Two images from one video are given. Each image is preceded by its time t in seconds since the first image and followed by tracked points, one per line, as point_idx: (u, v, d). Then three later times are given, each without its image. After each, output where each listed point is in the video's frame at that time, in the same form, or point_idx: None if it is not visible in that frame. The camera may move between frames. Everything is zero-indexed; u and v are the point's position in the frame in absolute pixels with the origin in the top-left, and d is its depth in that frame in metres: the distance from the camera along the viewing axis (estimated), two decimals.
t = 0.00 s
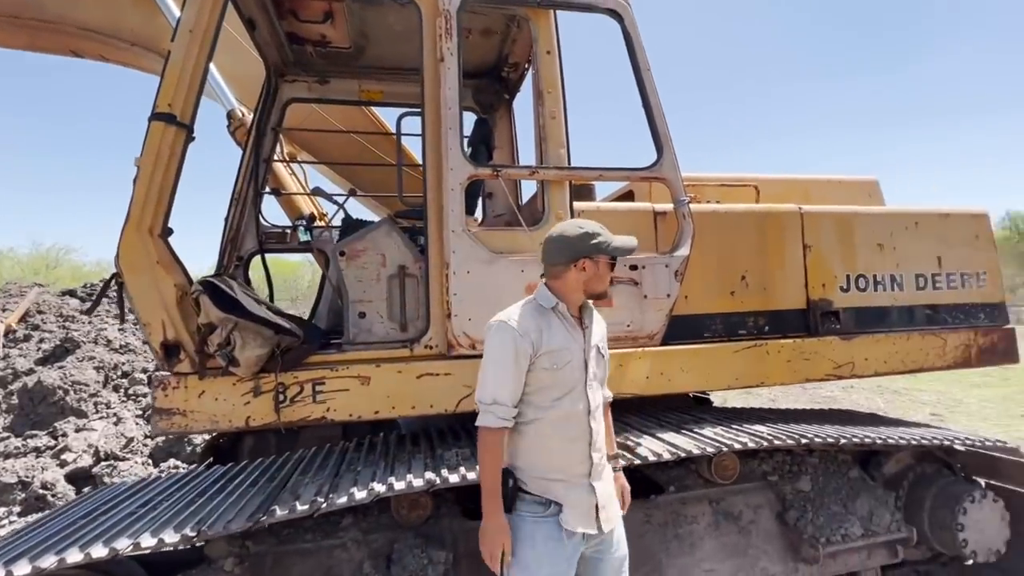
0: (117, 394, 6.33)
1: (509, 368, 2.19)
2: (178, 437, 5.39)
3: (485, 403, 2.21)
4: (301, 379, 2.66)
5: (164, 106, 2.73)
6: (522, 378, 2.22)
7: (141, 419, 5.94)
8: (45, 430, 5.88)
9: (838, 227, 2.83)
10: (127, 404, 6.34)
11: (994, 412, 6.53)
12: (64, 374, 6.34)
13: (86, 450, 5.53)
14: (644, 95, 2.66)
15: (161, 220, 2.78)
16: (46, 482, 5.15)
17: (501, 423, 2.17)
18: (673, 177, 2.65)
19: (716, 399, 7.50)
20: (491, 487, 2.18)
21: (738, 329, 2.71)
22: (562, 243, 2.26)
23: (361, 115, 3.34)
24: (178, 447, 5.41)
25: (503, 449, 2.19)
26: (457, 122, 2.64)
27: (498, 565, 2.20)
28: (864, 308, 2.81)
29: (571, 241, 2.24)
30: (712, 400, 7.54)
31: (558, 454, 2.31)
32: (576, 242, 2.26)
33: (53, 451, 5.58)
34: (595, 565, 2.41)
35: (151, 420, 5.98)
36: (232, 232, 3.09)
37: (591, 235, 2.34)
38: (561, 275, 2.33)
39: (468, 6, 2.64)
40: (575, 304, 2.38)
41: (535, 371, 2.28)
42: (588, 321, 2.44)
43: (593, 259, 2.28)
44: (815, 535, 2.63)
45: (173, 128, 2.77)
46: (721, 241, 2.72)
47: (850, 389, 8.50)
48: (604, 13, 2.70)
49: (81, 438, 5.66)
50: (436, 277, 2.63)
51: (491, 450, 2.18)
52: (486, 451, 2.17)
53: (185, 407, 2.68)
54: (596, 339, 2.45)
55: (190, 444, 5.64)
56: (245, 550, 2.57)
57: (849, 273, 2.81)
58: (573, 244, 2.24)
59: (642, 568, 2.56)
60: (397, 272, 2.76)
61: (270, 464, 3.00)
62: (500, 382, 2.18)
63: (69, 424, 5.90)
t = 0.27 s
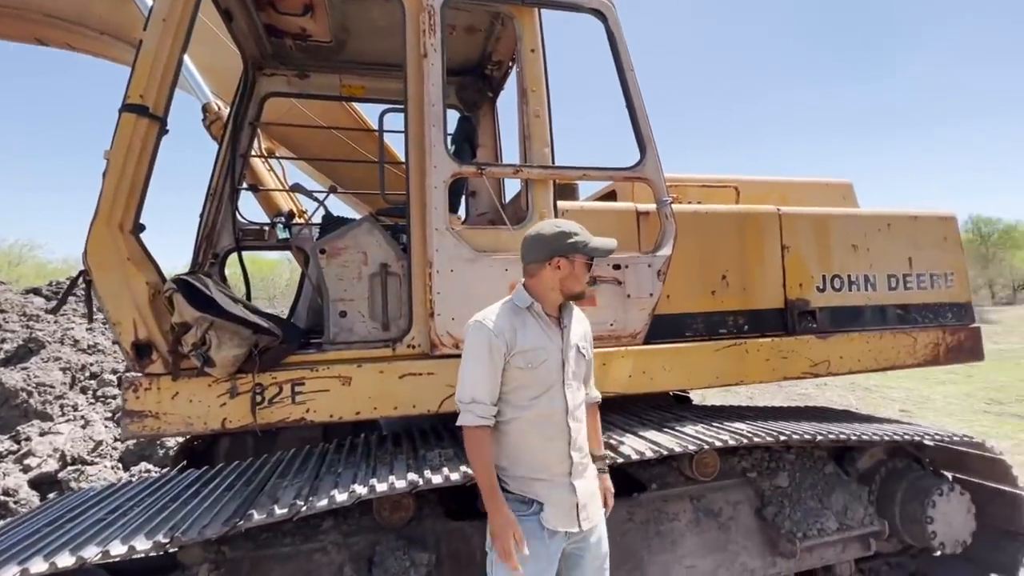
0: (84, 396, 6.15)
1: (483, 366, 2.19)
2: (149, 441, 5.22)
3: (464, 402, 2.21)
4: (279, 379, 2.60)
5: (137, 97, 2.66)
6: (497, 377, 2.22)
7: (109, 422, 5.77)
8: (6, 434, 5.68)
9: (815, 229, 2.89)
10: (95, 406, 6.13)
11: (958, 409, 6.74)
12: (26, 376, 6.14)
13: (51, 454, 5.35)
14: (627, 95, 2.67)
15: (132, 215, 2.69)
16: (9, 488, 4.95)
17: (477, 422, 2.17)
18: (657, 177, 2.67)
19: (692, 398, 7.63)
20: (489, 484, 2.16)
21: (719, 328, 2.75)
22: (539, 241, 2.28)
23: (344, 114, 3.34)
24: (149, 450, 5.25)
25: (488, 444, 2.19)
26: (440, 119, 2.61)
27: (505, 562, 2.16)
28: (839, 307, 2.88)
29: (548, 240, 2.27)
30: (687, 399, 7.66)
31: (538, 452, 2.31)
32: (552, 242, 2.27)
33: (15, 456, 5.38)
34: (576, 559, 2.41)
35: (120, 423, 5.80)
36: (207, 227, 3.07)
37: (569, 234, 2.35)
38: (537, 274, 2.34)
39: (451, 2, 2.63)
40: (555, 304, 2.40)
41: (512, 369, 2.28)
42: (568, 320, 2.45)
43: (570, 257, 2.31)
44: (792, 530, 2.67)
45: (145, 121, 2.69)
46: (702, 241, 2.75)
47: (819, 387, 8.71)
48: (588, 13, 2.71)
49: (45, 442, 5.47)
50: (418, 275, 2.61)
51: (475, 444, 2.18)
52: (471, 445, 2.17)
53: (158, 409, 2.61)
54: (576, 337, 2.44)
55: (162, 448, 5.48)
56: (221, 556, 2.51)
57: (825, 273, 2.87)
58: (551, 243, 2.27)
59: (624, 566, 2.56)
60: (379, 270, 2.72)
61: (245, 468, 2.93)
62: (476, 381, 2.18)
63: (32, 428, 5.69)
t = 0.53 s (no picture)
0: (54, 398, 5.97)
1: (472, 367, 2.19)
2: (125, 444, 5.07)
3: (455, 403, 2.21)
4: (267, 381, 2.56)
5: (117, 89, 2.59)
6: (486, 378, 2.22)
7: (81, 425, 5.60)
8: None
9: (800, 230, 2.94)
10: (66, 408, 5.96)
11: (928, 404, 6.92)
12: None
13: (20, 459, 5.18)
14: (619, 96, 2.67)
15: (113, 212, 2.61)
16: None
17: (466, 423, 2.17)
18: (647, 178, 2.67)
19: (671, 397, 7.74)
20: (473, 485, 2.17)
21: (707, 328, 2.77)
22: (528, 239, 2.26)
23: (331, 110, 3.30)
24: (124, 453, 5.12)
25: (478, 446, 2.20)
26: (432, 117, 2.58)
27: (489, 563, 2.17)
28: (823, 307, 2.93)
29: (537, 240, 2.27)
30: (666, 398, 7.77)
31: (530, 453, 2.30)
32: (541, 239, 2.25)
33: None
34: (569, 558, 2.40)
35: (92, 425, 5.63)
36: (189, 223, 3.04)
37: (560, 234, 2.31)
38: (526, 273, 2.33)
39: None
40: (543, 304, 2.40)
41: (503, 370, 2.27)
42: (559, 319, 2.44)
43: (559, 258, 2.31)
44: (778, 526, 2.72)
45: (125, 114, 2.61)
46: (691, 242, 2.77)
47: (793, 384, 8.89)
48: (579, 12, 2.70)
49: (14, 446, 5.29)
50: (409, 275, 2.57)
51: (465, 447, 2.20)
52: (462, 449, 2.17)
53: (140, 413, 2.54)
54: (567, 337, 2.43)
55: (138, 452, 5.34)
56: (207, 564, 2.46)
57: (809, 274, 2.92)
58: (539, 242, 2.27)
59: (616, 565, 2.58)
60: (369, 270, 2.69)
61: (230, 472, 2.86)
62: (465, 381, 2.18)
63: None
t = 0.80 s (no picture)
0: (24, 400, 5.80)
1: (463, 366, 2.16)
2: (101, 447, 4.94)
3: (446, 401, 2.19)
4: (257, 379, 2.52)
5: (98, 79, 2.51)
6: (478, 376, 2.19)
7: (54, 427, 5.45)
8: None
9: (785, 228, 2.99)
10: (37, 410, 5.79)
11: (898, 399, 7.11)
12: None
13: None
14: (611, 94, 2.68)
15: (94, 207, 2.53)
16: None
17: (456, 422, 2.15)
18: (638, 176, 2.69)
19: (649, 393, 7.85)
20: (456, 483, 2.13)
21: (697, 325, 2.79)
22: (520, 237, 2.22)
23: (315, 101, 3.33)
24: (100, 456, 4.99)
25: (465, 445, 2.16)
26: (425, 112, 2.56)
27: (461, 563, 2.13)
28: (807, 304, 2.99)
29: (528, 239, 2.21)
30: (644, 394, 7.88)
31: (522, 451, 2.27)
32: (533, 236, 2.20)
33: None
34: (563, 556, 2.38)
35: (66, 427, 5.49)
36: (171, 219, 3.00)
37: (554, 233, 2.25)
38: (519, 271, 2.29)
39: None
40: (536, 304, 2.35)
41: (495, 368, 2.24)
42: (553, 317, 2.40)
43: (552, 256, 2.26)
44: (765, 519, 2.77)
45: (107, 105, 2.53)
46: (681, 240, 2.80)
47: (767, 380, 9.06)
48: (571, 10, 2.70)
49: None
50: (401, 272, 2.55)
51: (452, 445, 2.15)
52: (446, 448, 2.14)
53: (124, 414, 2.47)
54: (561, 335, 2.39)
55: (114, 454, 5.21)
56: (195, 567, 2.42)
57: (793, 271, 2.98)
58: (530, 241, 2.21)
59: (608, 560, 2.61)
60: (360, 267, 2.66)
61: (216, 473, 2.81)
62: (455, 380, 2.15)
63: None
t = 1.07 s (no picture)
0: None
1: (454, 364, 2.10)
2: (74, 449, 4.81)
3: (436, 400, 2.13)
4: (243, 378, 2.47)
5: (74, 67, 2.43)
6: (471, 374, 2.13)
7: (23, 429, 5.29)
8: None
9: (768, 226, 3.04)
10: (4, 412, 5.61)
11: (869, 392, 7.30)
12: None
13: None
14: (600, 91, 2.69)
15: (71, 201, 2.45)
16: None
17: (448, 421, 2.09)
18: (627, 173, 2.70)
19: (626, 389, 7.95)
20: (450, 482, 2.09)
21: (683, 320, 2.82)
22: (508, 233, 2.19)
23: (299, 96, 3.29)
24: (72, 459, 4.85)
25: (458, 444, 2.11)
26: (414, 106, 2.54)
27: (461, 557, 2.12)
28: (789, 300, 3.05)
29: (517, 234, 2.17)
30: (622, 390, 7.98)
31: (513, 447, 2.22)
32: (527, 232, 2.17)
33: None
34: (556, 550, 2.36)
35: (35, 429, 5.33)
36: (149, 212, 2.97)
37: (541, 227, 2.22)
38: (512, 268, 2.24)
39: None
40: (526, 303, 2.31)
41: (486, 365, 2.19)
42: (541, 313, 2.37)
43: (542, 252, 2.22)
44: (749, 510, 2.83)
45: (84, 94, 2.45)
46: (668, 237, 2.82)
47: (742, 375, 9.22)
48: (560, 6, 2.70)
49: None
50: (390, 268, 2.53)
51: (445, 444, 2.10)
52: (439, 446, 2.09)
53: (105, 414, 2.40)
54: (550, 330, 2.35)
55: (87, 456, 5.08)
56: (181, 570, 2.37)
57: (776, 268, 3.03)
58: (519, 237, 2.17)
59: (599, 554, 2.63)
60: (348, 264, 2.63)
61: (201, 473, 2.75)
62: (446, 379, 2.09)
63: None
